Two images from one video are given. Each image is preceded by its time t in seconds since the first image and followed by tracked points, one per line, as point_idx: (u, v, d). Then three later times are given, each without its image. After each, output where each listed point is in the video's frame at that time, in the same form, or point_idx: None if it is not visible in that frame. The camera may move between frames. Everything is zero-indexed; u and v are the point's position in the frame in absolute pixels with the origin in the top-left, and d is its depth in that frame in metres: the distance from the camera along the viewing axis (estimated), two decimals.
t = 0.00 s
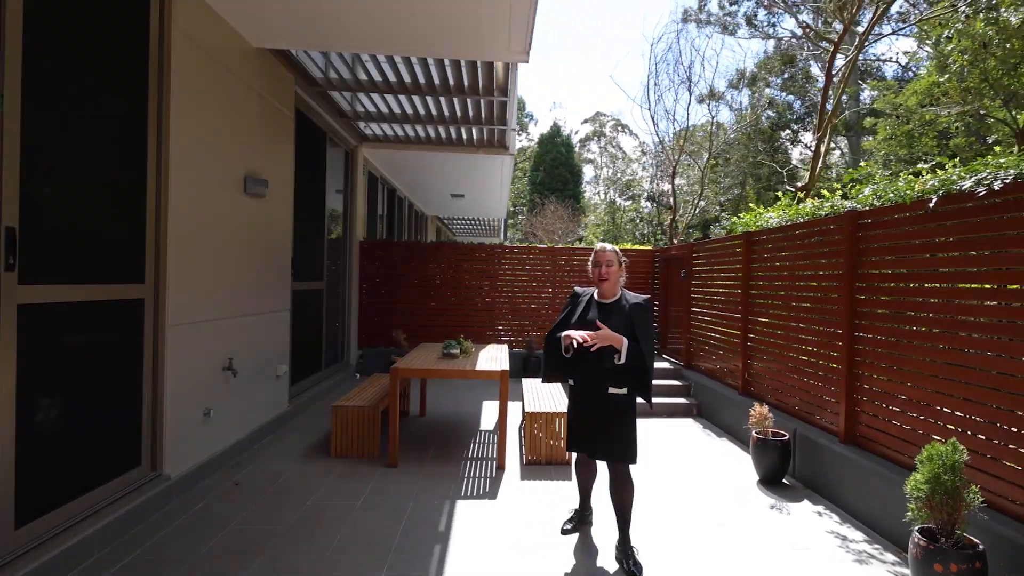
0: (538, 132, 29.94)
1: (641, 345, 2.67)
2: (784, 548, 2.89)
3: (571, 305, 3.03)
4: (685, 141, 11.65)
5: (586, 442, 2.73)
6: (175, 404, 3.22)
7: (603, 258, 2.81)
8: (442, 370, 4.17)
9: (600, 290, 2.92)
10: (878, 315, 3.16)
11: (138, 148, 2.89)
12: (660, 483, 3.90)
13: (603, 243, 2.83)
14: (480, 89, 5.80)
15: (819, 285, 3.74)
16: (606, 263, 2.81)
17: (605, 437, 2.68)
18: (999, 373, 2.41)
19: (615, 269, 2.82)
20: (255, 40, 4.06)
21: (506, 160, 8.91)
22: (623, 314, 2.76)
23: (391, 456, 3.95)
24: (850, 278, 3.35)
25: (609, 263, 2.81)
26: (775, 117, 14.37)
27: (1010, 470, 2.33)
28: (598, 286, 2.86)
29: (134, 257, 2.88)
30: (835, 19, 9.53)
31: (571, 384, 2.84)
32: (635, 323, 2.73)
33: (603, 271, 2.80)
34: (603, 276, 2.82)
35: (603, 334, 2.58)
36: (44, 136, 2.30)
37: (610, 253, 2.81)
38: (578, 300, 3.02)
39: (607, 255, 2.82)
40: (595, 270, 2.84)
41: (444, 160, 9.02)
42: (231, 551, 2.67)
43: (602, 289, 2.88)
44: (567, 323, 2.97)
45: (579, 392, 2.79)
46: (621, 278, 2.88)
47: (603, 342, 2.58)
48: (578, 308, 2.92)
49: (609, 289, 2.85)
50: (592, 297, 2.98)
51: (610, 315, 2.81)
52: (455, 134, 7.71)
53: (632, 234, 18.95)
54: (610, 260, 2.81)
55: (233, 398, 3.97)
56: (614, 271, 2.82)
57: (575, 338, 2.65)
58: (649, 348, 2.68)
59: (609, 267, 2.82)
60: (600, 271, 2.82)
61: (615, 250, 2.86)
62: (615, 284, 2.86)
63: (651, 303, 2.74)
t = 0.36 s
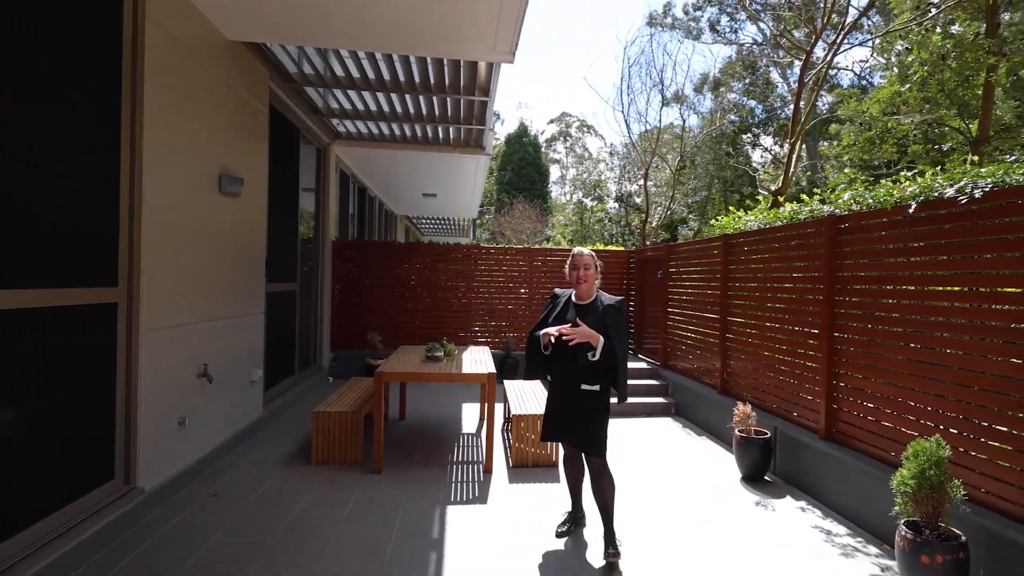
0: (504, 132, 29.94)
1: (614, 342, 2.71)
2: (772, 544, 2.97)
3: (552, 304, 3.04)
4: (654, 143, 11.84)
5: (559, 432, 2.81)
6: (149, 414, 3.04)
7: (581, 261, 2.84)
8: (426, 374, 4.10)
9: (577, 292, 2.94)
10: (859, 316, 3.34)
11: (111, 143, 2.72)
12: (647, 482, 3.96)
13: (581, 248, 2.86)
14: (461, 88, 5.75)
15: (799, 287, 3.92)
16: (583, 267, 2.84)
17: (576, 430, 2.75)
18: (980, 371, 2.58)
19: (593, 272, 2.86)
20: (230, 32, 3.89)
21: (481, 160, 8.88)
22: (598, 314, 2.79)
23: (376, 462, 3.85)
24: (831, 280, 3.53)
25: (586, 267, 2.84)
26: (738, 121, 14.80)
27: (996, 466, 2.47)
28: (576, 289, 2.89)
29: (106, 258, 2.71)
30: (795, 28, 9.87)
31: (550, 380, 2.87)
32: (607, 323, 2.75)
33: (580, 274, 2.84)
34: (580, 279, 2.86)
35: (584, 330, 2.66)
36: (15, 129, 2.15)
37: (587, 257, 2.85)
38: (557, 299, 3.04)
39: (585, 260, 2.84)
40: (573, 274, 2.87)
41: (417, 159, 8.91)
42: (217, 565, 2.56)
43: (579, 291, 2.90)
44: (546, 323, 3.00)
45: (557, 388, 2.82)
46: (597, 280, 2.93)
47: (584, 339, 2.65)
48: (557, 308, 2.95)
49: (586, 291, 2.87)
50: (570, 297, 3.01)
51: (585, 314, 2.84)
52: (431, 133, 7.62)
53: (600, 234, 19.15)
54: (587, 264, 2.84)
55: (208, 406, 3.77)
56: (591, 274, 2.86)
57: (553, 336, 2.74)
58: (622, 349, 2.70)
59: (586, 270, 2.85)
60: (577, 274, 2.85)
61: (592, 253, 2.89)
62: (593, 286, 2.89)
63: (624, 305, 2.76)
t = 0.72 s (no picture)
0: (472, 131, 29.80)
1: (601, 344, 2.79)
2: (761, 539, 3.05)
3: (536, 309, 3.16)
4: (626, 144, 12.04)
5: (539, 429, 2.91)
6: (124, 422, 2.88)
7: (563, 263, 2.89)
8: (413, 377, 4.04)
9: (561, 293, 2.98)
10: (837, 316, 3.46)
11: (84, 134, 2.58)
12: (635, 481, 4.02)
13: (563, 250, 2.91)
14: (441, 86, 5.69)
15: (780, 287, 4.04)
16: (565, 269, 2.89)
17: (551, 426, 2.84)
18: (955, 369, 2.69)
19: (576, 273, 2.89)
20: (206, 24, 3.75)
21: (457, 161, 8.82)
22: (579, 315, 2.86)
23: (359, 468, 3.76)
24: (811, 281, 3.65)
25: (569, 270, 2.88)
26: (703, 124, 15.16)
27: (971, 459, 2.58)
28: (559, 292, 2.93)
29: (79, 256, 2.56)
30: (760, 35, 10.19)
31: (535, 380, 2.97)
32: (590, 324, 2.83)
33: (563, 276, 2.88)
34: (562, 281, 2.90)
35: (587, 348, 2.64)
36: None
37: (569, 259, 2.90)
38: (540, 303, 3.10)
39: (567, 261, 2.89)
40: (555, 276, 2.92)
41: (391, 158, 8.78)
42: None
43: (563, 292, 2.95)
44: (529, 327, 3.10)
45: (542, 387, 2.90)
46: (581, 281, 2.95)
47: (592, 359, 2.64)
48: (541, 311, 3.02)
49: (569, 292, 2.91)
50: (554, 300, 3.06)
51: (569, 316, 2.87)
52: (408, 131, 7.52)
53: (570, 234, 19.27)
54: (569, 266, 2.89)
55: (184, 413, 3.58)
56: (574, 276, 2.89)
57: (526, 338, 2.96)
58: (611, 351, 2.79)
59: (569, 272, 2.89)
60: (560, 277, 2.89)
61: (574, 255, 2.94)
62: (576, 287, 2.92)
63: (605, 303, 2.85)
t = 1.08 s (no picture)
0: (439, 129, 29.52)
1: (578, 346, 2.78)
2: (747, 534, 3.12)
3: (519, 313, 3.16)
4: (599, 145, 12.16)
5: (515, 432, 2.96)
6: (93, 430, 2.70)
7: (542, 264, 2.91)
8: (395, 379, 3.96)
9: (541, 295, 2.99)
10: (814, 314, 3.57)
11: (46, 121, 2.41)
12: (620, 478, 4.07)
13: (541, 250, 2.94)
14: (420, 82, 5.57)
15: (761, 287, 4.16)
16: (544, 269, 2.91)
17: (525, 428, 2.88)
18: (929, 366, 2.79)
19: (555, 274, 2.92)
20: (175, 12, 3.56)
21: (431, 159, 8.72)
22: (551, 316, 2.86)
23: (340, 473, 3.64)
24: (789, 281, 3.77)
25: (547, 269, 2.91)
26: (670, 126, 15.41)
27: (944, 451, 2.68)
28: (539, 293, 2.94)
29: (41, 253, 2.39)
30: (725, 39, 10.44)
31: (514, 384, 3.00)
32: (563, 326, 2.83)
33: (542, 276, 2.89)
34: (542, 282, 2.91)
35: (572, 351, 2.61)
36: None
37: (548, 260, 2.92)
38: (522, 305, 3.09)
39: (545, 262, 2.92)
40: (534, 276, 2.94)
41: (363, 156, 8.60)
42: None
43: (543, 293, 2.96)
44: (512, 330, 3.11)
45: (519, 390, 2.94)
46: (560, 282, 2.97)
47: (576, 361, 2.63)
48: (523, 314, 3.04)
49: (549, 293, 2.92)
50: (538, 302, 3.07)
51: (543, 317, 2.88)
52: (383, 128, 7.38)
53: (540, 234, 19.29)
54: (549, 266, 2.91)
55: (155, 420, 3.37)
56: (553, 276, 2.91)
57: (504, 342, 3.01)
58: (591, 351, 2.81)
59: (549, 272, 2.92)
60: (540, 277, 2.91)
61: (553, 256, 2.97)
62: (557, 286, 2.94)
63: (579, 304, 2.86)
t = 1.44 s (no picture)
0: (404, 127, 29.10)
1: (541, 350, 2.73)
2: (735, 529, 3.18)
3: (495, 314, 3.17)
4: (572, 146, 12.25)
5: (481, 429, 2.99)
6: (59, 439, 2.52)
7: (517, 263, 2.86)
8: (377, 381, 3.85)
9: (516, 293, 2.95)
10: (795, 312, 3.67)
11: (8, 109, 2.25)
12: (606, 475, 4.11)
13: (517, 248, 2.88)
14: (399, 77, 5.45)
15: (742, 286, 4.27)
16: (519, 268, 2.86)
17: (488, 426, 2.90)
18: (907, 363, 2.89)
19: (529, 274, 2.86)
20: None
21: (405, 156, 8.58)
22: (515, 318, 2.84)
23: (322, 479, 3.52)
24: (770, 280, 3.89)
25: (521, 268, 2.85)
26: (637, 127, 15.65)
27: (923, 444, 2.78)
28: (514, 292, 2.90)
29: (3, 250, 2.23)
30: (689, 43, 10.63)
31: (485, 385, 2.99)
32: (525, 329, 2.78)
33: (516, 275, 2.84)
34: (516, 280, 2.86)
35: (529, 354, 2.59)
36: None
37: (524, 258, 2.86)
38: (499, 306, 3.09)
39: (521, 261, 2.86)
40: (509, 274, 2.89)
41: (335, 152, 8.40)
42: None
43: (517, 292, 2.91)
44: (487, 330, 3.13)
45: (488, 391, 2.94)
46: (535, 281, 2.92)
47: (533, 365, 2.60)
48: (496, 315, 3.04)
49: (523, 292, 2.87)
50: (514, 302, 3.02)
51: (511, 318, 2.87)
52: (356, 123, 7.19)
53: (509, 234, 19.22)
54: (524, 266, 2.86)
55: (124, 426, 3.19)
56: (527, 275, 2.86)
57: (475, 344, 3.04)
58: (551, 357, 2.74)
59: (524, 272, 2.86)
60: (514, 276, 2.86)
61: (529, 254, 2.89)
62: (531, 286, 2.89)
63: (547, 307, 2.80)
